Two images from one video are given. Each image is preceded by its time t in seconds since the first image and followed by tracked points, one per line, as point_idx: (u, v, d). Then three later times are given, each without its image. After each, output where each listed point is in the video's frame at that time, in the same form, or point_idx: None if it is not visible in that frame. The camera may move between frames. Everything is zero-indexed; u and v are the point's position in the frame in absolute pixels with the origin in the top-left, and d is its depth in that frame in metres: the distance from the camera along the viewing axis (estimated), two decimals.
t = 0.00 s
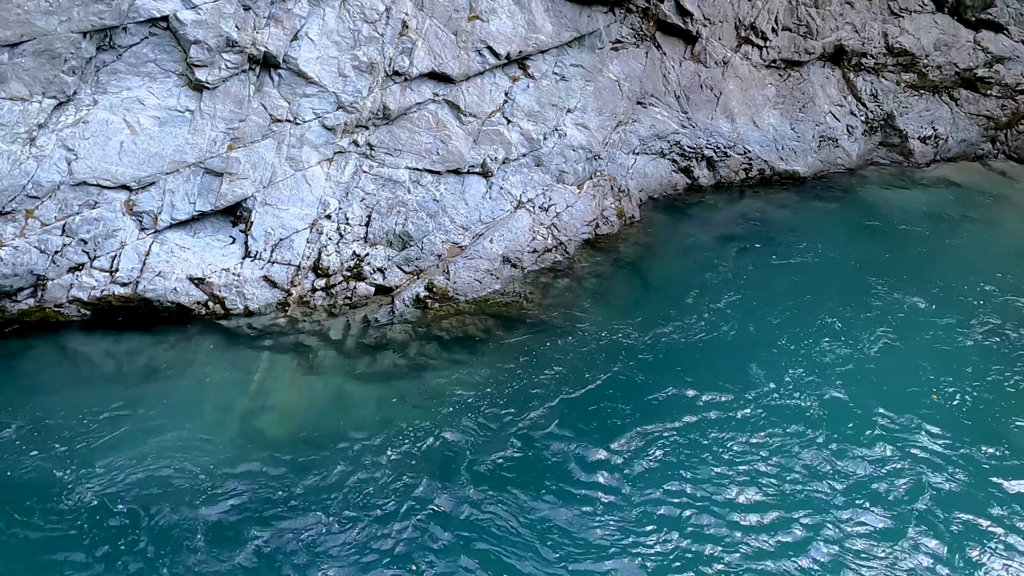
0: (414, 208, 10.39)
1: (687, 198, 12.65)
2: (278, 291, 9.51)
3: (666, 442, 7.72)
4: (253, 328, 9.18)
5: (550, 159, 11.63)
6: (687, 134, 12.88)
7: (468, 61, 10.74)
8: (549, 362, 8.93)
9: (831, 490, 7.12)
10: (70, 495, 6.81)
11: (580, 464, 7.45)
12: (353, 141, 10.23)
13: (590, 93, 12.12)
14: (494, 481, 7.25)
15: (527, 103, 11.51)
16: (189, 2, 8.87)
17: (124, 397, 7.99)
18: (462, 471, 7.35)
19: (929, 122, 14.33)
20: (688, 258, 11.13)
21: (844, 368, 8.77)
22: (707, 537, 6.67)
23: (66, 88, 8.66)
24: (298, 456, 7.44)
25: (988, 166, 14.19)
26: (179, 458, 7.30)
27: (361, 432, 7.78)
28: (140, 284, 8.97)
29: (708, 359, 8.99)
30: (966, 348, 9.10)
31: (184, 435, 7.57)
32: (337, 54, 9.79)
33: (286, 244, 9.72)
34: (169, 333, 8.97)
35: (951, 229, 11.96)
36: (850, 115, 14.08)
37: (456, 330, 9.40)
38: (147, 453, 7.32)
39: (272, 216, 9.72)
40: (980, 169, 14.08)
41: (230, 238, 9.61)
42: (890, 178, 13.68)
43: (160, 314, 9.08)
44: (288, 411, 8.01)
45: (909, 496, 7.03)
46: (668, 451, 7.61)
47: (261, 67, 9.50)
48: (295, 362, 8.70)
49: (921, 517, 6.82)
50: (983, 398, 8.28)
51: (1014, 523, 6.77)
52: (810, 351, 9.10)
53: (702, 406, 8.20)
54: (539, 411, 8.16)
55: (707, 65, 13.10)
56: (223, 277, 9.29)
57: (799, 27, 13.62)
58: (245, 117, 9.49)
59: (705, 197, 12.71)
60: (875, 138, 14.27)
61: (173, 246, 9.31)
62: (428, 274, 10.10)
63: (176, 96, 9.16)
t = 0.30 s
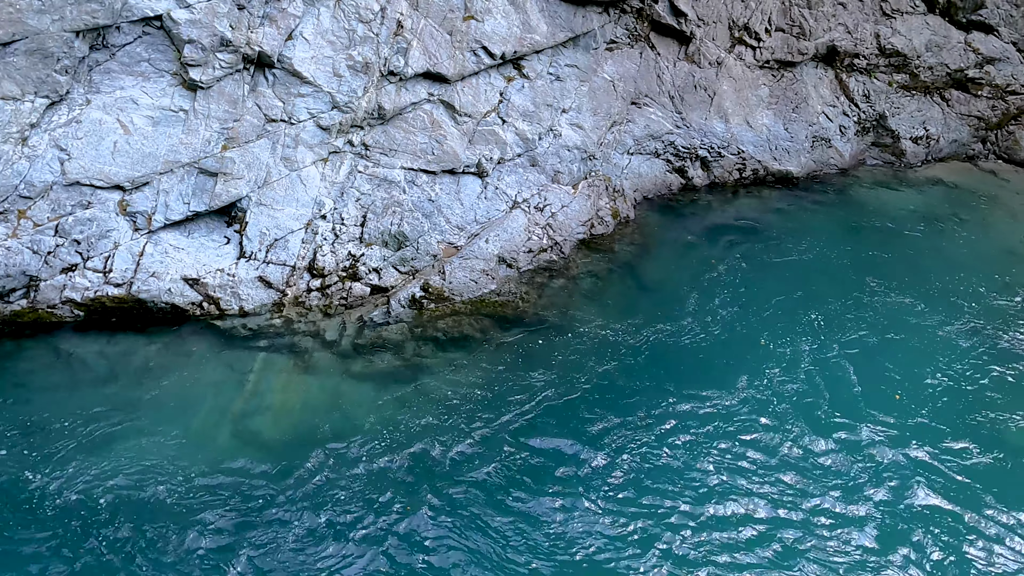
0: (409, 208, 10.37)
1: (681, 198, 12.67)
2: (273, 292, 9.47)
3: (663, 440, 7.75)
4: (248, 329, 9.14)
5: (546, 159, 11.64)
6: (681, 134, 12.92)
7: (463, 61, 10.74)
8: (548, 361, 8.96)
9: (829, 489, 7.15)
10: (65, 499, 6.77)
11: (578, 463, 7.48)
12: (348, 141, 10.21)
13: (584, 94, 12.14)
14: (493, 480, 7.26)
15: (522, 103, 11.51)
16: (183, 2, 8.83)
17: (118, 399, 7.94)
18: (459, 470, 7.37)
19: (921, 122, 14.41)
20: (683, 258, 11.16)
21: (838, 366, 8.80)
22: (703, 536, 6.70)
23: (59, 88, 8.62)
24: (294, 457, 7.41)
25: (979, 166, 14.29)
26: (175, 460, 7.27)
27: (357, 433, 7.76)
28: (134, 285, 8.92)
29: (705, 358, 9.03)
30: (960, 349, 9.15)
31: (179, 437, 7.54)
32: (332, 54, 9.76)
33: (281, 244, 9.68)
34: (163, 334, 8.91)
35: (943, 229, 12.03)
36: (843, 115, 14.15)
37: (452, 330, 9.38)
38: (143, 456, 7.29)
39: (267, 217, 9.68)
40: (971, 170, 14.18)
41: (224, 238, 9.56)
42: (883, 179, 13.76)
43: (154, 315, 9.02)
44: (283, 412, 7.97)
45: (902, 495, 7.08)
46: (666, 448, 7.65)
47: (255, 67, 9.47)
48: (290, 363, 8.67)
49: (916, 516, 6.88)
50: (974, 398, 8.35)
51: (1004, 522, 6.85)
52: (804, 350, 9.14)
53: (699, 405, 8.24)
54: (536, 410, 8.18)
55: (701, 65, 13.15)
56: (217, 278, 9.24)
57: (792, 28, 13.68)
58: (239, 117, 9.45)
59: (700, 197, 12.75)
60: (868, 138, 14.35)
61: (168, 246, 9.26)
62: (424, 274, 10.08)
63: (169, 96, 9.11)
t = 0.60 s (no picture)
0: (403, 208, 10.36)
1: (674, 198, 12.70)
2: (267, 292, 9.46)
3: (656, 439, 7.79)
4: (241, 329, 9.13)
5: (539, 159, 11.65)
6: (674, 134, 12.95)
7: (457, 61, 10.73)
8: (541, 360, 8.97)
9: (823, 486, 7.17)
10: (58, 499, 6.74)
11: (570, 462, 7.49)
12: (341, 141, 10.19)
13: (578, 93, 12.15)
14: (486, 480, 7.27)
15: (516, 103, 11.51)
16: (175, 1, 8.80)
17: (111, 399, 7.92)
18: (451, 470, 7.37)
19: (913, 122, 14.47)
20: (677, 257, 11.19)
21: (830, 365, 8.85)
22: (698, 533, 6.72)
23: (50, 87, 8.58)
24: (288, 457, 7.40)
25: (970, 166, 14.37)
26: (169, 461, 7.25)
27: (351, 433, 7.75)
28: (127, 285, 8.90)
29: (698, 356, 9.07)
30: (950, 347, 9.20)
31: (172, 437, 7.52)
32: (325, 53, 9.74)
33: (274, 244, 9.66)
34: (156, 334, 8.89)
35: (935, 228, 12.10)
36: (835, 114, 14.21)
37: (447, 329, 9.39)
38: (136, 456, 7.27)
39: (260, 217, 9.67)
40: (962, 169, 14.26)
41: (217, 238, 9.54)
42: (875, 178, 13.83)
43: (147, 315, 9.00)
44: (277, 412, 7.97)
45: (894, 492, 7.11)
46: (658, 448, 7.67)
47: (248, 66, 9.44)
48: (284, 363, 8.66)
49: (909, 511, 6.90)
50: (966, 395, 8.38)
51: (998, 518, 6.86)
52: (797, 348, 9.19)
53: (692, 404, 8.27)
54: (529, 410, 8.19)
55: (694, 65, 13.17)
56: (211, 278, 9.23)
57: (785, 28, 13.73)
58: (232, 116, 9.42)
59: (693, 196, 12.78)
60: (860, 137, 14.40)
61: (160, 246, 9.23)
62: (418, 274, 10.08)
63: (162, 96, 9.08)
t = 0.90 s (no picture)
0: (394, 208, 10.35)
1: (666, 198, 12.72)
2: (258, 293, 9.43)
3: (647, 440, 7.79)
4: (232, 330, 9.09)
5: (531, 160, 11.65)
6: (666, 134, 12.97)
7: (448, 61, 10.72)
8: (532, 361, 8.97)
9: (814, 485, 7.18)
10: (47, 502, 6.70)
11: (562, 462, 7.50)
12: (333, 142, 10.17)
13: (570, 94, 12.16)
14: (478, 481, 7.25)
15: (508, 104, 11.51)
16: (164, 1, 8.75)
17: (101, 401, 7.88)
18: (443, 471, 7.36)
19: (904, 122, 14.54)
20: (670, 258, 11.20)
21: (819, 366, 8.88)
22: (689, 535, 6.71)
23: (38, 88, 8.54)
24: (278, 459, 7.37)
25: (960, 166, 14.45)
26: (159, 463, 7.22)
27: (341, 435, 7.73)
28: (116, 287, 8.85)
29: (689, 357, 9.07)
30: (942, 346, 9.23)
31: (162, 439, 7.48)
32: (316, 54, 9.71)
33: (265, 245, 9.63)
34: (146, 336, 8.85)
35: (924, 228, 12.16)
36: (827, 115, 14.26)
37: (438, 330, 9.37)
38: (126, 458, 7.23)
39: (250, 218, 9.63)
40: (952, 169, 14.34)
41: (208, 240, 9.50)
42: (866, 178, 13.89)
43: (136, 317, 8.96)
44: (268, 414, 7.93)
45: (887, 492, 7.11)
46: (650, 447, 7.68)
47: (238, 67, 9.40)
48: (274, 365, 8.63)
49: (899, 510, 6.93)
50: (957, 394, 8.38)
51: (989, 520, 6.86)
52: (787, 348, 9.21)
53: (684, 404, 8.28)
54: (522, 411, 8.18)
55: (686, 66, 13.20)
56: (201, 280, 9.18)
57: (776, 29, 13.78)
58: (223, 117, 9.39)
59: (685, 197, 12.81)
60: (851, 138, 14.47)
61: (150, 248, 9.18)
62: (409, 275, 10.06)
63: (152, 96, 9.04)
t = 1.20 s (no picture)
0: (390, 210, 10.34)
1: (661, 200, 12.75)
2: (253, 295, 9.41)
3: (644, 440, 7.80)
4: (227, 332, 9.07)
5: (527, 161, 11.64)
6: (661, 136, 13.00)
7: (444, 63, 10.72)
8: (528, 362, 8.98)
9: (810, 486, 7.19)
10: (41, 505, 6.68)
11: (560, 463, 7.50)
12: (328, 143, 10.16)
13: (565, 95, 12.18)
14: (474, 483, 7.25)
15: (503, 105, 11.52)
16: (159, 3, 8.74)
17: (96, 403, 7.85)
18: (440, 472, 7.36)
19: (898, 124, 14.60)
20: (665, 259, 11.22)
21: (814, 367, 8.91)
22: (687, 537, 6.69)
23: (32, 89, 8.52)
24: (274, 462, 7.35)
25: (954, 167, 14.52)
26: (154, 465, 7.20)
27: (337, 437, 7.72)
28: (111, 289, 8.83)
29: (685, 358, 9.09)
30: (937, 347, 9.26)
31: (157, 442, 7.47)
32: (311, 56, 9.70)
33: (260, 247, 9.61)
34: (141, 338, 8.83)
35: (918, 229, 12.20)
36: (821, 116, 14.31)
37: (434, 332, 9.37)
38: (121, 460, 7.21)
39: (245, 220, 9.62)
40: (946, 171, 14.39)
41: (202, 241, 9.48)
42: (860, 179, 13.95)
43: (131, 319, 8.95)
44: (263, 416, 7.92)
45: (884, 492, 7.12)
46: (647, 448, 7.70)
47: (233, 68, 9.38)
48: (269, 367, 8.61)
49: (895, 509, 6.94)
50: (954, 396, 8.40)
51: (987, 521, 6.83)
52: (782, 350, 9.24)
53: (680, 405, 8.29)
54: (517, 412, 8.19)
55: (681, 67, 13.24)
56: (196, 282, 9.16)
57: (771, 31, 13.83)
58: (217, 119, 9.38)
59: (680, 198, 12.84)
60: (845, 139, 14.51)
61: (145, 250, 9.16)
62: (405, 277, 10.05)
63: (146, 98, 9.02)
